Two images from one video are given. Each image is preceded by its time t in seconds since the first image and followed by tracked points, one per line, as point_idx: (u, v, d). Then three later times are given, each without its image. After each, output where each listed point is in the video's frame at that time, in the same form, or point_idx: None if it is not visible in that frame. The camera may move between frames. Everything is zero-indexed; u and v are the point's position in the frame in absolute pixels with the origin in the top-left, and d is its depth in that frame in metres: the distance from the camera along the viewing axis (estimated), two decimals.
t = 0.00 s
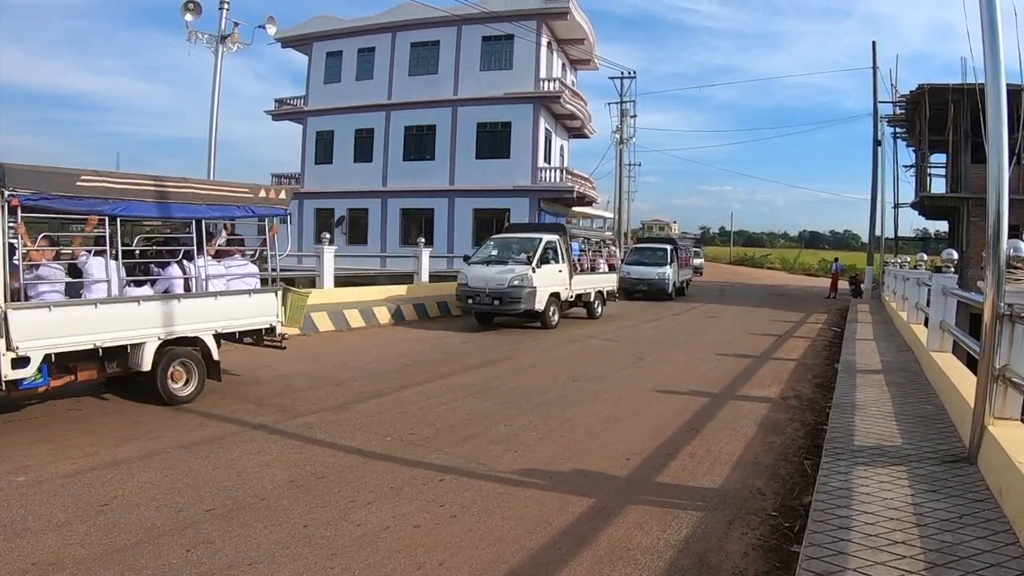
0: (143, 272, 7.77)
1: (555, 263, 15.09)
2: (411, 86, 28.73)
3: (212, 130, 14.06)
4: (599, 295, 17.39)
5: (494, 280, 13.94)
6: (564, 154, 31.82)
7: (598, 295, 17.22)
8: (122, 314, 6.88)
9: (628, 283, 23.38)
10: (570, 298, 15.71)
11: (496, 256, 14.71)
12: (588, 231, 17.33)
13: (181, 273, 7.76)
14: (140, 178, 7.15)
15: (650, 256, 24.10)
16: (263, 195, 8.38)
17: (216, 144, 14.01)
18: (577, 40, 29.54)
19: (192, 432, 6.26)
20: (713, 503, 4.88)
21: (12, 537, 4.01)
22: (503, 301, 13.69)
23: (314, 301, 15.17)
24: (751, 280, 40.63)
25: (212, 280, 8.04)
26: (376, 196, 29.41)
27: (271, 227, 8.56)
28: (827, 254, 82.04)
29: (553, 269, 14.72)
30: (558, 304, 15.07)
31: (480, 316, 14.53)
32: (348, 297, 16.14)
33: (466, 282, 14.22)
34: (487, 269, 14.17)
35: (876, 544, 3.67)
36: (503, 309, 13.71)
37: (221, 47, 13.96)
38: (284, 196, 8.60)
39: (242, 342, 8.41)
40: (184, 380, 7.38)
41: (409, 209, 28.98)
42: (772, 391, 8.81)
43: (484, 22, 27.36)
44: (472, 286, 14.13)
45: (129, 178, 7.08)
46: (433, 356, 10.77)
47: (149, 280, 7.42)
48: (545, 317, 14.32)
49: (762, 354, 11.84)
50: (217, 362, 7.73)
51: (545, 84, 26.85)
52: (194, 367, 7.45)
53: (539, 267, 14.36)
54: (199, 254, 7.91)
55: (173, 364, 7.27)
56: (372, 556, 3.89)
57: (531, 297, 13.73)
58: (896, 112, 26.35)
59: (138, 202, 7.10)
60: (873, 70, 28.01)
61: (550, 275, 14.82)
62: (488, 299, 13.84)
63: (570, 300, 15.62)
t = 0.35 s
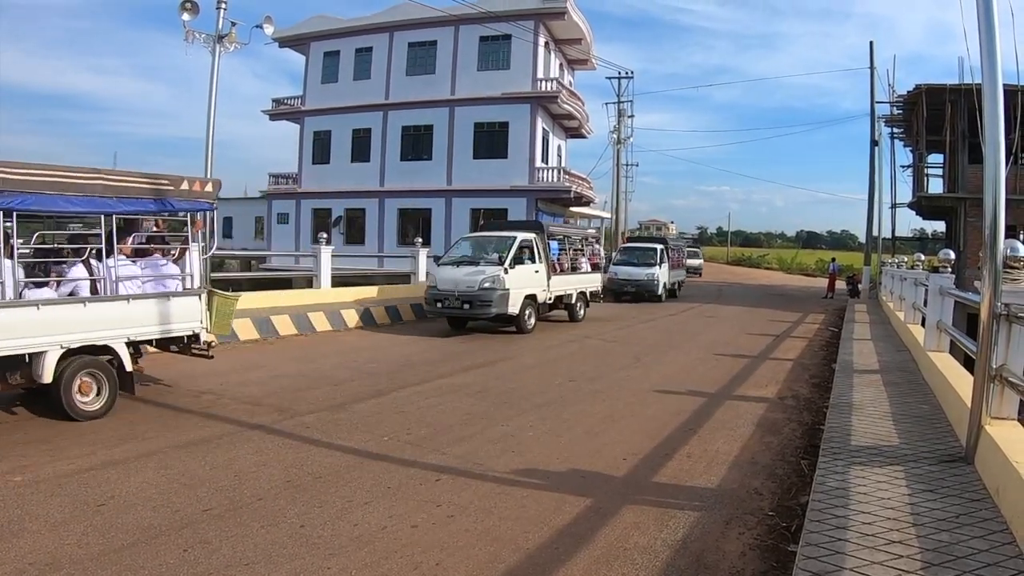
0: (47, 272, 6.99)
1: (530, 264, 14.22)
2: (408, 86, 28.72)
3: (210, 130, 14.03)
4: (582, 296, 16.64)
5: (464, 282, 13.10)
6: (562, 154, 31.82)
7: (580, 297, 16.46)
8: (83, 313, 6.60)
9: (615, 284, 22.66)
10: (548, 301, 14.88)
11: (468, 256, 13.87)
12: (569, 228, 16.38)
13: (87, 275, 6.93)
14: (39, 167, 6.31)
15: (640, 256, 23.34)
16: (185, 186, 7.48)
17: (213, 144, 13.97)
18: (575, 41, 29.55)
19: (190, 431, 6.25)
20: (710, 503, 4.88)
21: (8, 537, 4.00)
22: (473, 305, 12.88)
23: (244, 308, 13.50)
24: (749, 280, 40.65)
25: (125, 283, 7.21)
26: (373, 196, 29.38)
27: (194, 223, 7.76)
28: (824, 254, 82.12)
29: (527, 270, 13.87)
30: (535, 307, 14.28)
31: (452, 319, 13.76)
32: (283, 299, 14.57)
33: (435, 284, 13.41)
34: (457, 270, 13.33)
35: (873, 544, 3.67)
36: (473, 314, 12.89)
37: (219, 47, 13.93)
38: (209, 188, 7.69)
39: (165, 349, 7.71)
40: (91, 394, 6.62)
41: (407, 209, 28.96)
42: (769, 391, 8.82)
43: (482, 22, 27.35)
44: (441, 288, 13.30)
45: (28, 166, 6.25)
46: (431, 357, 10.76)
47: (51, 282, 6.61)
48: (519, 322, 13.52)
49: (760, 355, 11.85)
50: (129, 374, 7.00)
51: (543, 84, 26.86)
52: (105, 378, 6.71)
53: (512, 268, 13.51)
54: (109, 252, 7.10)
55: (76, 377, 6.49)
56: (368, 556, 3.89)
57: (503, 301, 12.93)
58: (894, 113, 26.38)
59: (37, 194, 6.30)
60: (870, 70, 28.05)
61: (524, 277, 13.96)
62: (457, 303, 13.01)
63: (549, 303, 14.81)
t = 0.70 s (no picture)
0: None
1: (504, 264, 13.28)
2: (405, 86, 28.69)
3: (207, 129, 13.98)
4: (563, 297, 15.87)
5: (430, 283, 12.24)
6: (559, 154, 31.84)
7: (560, 299, 15.65)
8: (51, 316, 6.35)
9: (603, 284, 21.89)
10: (523, 302, 13.94)
11: (437, 255, 13.00)
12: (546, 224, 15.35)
13: None
14: None
15: (628, 256, 22.52)
16: (95, 179, 6.88)
17: (210, 143, 13.92)
18: (572, 40, 29.55)
19: (186, 431, 6.22)
20: (707, 502, 4.88)
21: (4, 537, 3.98)
22: (439, 309, 12.02)
23: (185, 309, 12.87)
24: (746, 279, 40.71)
25: (23, 288, 6.46)
26: (370, 196, 29.36)
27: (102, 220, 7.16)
28: (821, 254, 82.25)
29: (499, 270, 12.95)
30: (509, 309, 13.41)
31: (420, 322, 12.94)
32: (237, 301, 13.91)
33: (401, 286, 12.58)
34: (424, 271, 12.47)
35: (870, 543, 3.66)
36: (440, 318, 12.03)
37: (215, 46, 13.89)
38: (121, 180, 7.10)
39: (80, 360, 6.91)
40: None
41: (404, 209, 28.95)
42: (766, 391, 8.80)
43: (478, 21, 27.35)
44: (406, 290, 12.45)
45: None
46: (428, 356, 10.73)
47: None
48: (491, 326, 12.68)
49: (757, 354, 11.84)
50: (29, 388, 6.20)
51: (540, 83, 26.85)
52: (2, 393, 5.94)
53: (483, 269, 12.57)
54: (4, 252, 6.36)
55: None
56: (365, 556, 3.87)
57: (471, 304, 12.07)
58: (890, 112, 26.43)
59: None
60: (867, 70, 28.10)
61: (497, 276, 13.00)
62: (423, 306, 12.18)
63: (525, 305, 13.95)
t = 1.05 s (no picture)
0: None
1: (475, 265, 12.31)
2: (405, 86, 28.68)
3: (207, 130, 13.98)
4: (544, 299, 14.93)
5: (393, 286, 11.29)
6: (559, 154, 31.84)
7: (540, 302, 14.70)
8: None
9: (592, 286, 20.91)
10: (497, 305, 12.98)
11: (404, 255, 12.03)
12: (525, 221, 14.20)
13: None
14: None
15: (620, 256, 21.53)
16: None
17: (210, 144, 13.92)
18: (572, 41, 29.55)
19: (187, 432, 6.23)
20: (708, 502, 4.88)
21: (4, 538, 3.98)
22: (402, 314, 11.08)
23: (186, 308, 12.87)
24: (746, 279, 40.73)
25: None
26: (370, 196, 29.36)
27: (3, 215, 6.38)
28: (821, 254, 82.32)
29: (470, 272, 11.97)
30: (481, 314, 12.46)
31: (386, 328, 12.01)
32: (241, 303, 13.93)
33: (364, 288, 11.65)
34: (387, 272, 11.53)
35: (871, 543, 3.66)
36: (402, 324, 11.08)
37: (214, 47, 13.89)
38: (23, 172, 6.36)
39: None
40: None
41: (403, 209, 28.93)
42: (766, 391, 8.81)
43: (478, 22, 27.34)
44: (368, 293, 11.50)
45: None
46: (428, 357, 10.73)
47: None
48: (461, 333, 11.73)
49: (757, 354, 11.84)
50: None
51: (540, 84, 26.85)
52: None
53: (451, 271, 11.63)
54: None
55: None
56: (365, 556, 3.87)
57: (437, 309, 11.13)
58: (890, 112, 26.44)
59: None
60: (867, 69, 28.14)
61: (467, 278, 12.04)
62: (386, 311, 11.24)
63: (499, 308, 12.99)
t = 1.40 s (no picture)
0: None
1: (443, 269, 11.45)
2: (407, 90, 28.74)
3: (209, 135, 14.02)
4: (524, 307, 13.94)
5: (352, 293, 10.44)
6: (561, 158, 31.87)
7: (521, 310, 13.80)
8: None
9: (583, 291, 20.24)
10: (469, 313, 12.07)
11: (367, 260, 11.20)
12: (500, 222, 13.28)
13: None
14: None
15: (613, 260, 20.79)
16: None
17: (212, 150, 13.96)
18: (574, 45, 29.58)
19: (191, 437, 6.25)
20: (712, 506, 4.88)
21: (8, 543, 3.99)
22: (360, 323, 10.20)
23: (185, 315, 12.81)
24: (748, 283, 40.69)
25: None
26: (372, 201, 29.42)
27: None
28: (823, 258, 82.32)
29: (437, 277, 11.10)
30: (451, 322, 11.55)
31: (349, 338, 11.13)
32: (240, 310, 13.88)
33: (323, 297, 10.83)
34: (347, 278, 10.70)
35: (875, 547, 3.66)
36: (361, 334, 10.20)
37: (217, 52, 13.94)
38: None
39: None
40: None
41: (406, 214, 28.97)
42: (770, 394, 8.80)
43: (480, 26, 27.41)
44: (327, 302, 10.67)
45: None
46: (432, 362, 10.74)
47: None
48: (427, 344, 10.81)
49: (760, 358, 11.83)
50: None
51: (541, 88, 26.90)
52: None
53: (415, 276, 10.76)
54: None
55: None
56: (368, 561, 3.88)
57: (398, 317, 10.26)
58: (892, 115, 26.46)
59: None
60: (868, 73, 28.19)
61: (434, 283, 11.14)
62: (344, 320, 10.38)
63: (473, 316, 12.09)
